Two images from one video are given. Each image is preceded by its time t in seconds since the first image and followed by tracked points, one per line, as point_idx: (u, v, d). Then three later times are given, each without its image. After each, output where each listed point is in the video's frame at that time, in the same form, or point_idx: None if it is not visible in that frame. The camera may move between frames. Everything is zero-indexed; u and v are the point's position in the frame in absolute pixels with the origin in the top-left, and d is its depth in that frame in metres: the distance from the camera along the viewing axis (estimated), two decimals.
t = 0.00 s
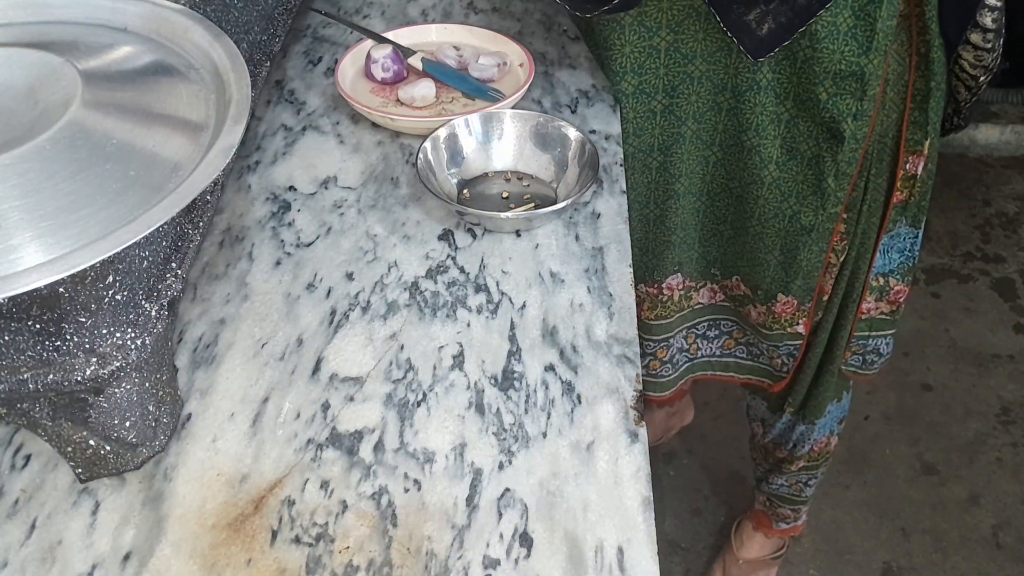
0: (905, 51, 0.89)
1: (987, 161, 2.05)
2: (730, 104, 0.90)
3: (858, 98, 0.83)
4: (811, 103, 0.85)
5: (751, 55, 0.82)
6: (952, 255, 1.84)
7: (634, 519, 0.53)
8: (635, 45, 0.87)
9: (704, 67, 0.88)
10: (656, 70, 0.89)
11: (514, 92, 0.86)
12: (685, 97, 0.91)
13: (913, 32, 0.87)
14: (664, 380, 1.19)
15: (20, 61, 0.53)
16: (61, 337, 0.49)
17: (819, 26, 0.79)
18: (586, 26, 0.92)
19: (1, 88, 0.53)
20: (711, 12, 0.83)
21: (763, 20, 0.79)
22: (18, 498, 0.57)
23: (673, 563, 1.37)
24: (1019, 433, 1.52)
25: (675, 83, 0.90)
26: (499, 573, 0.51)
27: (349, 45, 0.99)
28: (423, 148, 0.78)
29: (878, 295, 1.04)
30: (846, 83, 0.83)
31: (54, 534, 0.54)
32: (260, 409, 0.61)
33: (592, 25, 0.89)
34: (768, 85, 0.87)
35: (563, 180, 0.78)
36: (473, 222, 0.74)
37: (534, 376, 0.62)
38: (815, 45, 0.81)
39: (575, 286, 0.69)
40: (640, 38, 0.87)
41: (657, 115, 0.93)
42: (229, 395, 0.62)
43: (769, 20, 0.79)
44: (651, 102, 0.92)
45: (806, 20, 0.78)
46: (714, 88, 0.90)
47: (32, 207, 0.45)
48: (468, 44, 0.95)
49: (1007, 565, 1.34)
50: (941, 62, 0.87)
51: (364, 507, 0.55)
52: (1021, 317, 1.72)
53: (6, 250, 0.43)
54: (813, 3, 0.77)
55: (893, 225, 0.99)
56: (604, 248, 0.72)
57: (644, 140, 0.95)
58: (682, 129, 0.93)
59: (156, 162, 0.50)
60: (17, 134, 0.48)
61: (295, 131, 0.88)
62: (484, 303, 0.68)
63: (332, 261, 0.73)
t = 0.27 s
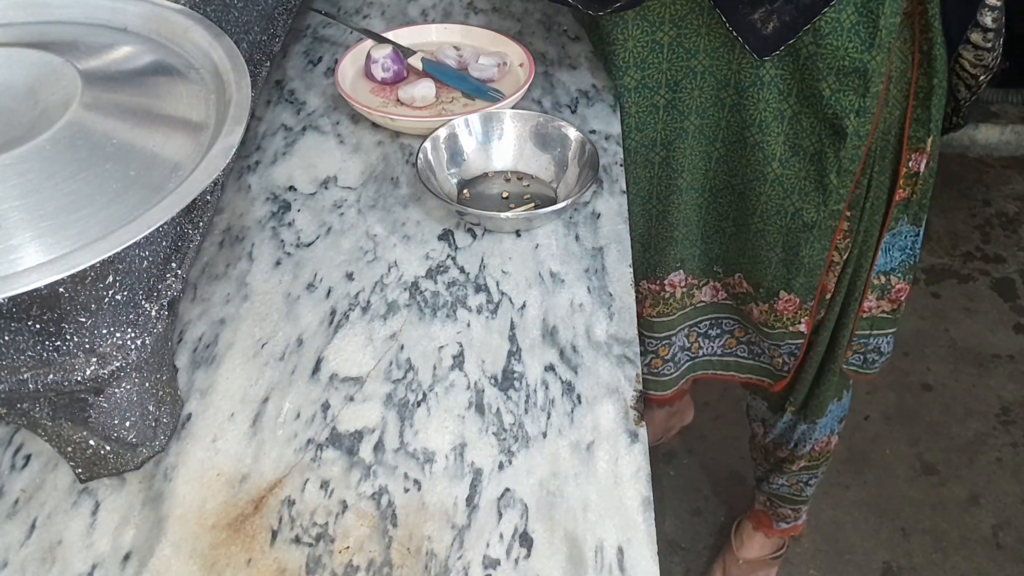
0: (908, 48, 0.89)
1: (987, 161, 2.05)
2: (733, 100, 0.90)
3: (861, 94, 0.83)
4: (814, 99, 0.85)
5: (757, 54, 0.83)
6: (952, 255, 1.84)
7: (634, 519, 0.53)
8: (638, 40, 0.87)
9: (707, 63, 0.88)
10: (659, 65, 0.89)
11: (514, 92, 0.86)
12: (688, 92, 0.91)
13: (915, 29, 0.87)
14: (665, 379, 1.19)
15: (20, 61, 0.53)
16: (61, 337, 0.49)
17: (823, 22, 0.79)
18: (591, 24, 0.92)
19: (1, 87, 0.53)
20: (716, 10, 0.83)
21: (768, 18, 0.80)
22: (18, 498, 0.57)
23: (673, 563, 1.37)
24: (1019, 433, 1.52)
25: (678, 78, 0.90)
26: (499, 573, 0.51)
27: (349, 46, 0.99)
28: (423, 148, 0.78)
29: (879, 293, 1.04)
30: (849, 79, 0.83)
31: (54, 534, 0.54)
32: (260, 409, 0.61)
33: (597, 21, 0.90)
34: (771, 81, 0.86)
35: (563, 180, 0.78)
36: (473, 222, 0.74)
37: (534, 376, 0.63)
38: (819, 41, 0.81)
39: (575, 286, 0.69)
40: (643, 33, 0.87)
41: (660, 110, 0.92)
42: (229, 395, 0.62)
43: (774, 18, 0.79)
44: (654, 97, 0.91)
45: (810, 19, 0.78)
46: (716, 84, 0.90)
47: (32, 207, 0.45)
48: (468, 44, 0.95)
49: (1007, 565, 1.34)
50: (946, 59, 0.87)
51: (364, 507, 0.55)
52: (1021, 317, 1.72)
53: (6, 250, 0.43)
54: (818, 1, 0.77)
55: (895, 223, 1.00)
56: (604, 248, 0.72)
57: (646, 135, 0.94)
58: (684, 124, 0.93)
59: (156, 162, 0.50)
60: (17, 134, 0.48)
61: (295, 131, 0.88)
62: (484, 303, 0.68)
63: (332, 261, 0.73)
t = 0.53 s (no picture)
0: (906, 48, 0.89)
1: (987, 161, 2.05)
2: (731, 99, 0.90)
3: (858, 94, 0.83)
4: (812, 99, 0.85)
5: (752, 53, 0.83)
6: (952, 255, 1.84)
7: (634, 519, 0.53)
8: (636, 39, 0.87)
9: (705, 61, 0.88)
10: (657, 64, 0.89)
11: (514, 92, 0.86)
12: (686, 91, 0.91)
13: (914, 29, 0.87)
14: (664, 378, 1.19)
15: (20, 61, 0.53)
16: (61, 337, 0.49)
17: (821, 21, 0.80)
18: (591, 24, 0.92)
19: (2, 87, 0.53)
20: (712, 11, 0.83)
21: (763, 19, 0.80)
22: (17, 498, 0.57)
23: (673, 563, 1.37)
24: (1019, 433, 1.52)
25: (676, 77, 0.90)
26: (500, 573, 0.51)
27: (349, 46, 0.99)
28: (423, 148, 0.78)
29: (879, 293, 1.04)
30: (847, 79, 0.83)
31: (54, 534, 0.54)
32: (260, 409, 0.61)
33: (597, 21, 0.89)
34: (769, 81, 0.86)
35: (563, 180, 0.78)
36: (473, 222, 0.74)
37: (534, 376, 0.62)
38: (816, 40, 0.81)
39: (575, 286, 0.69)
40: (641, 31, 0.87)
41: (658, 108, 0.93)
42: (229, 395, 0.62)
43: (771, 18, 0.80)
44: (652, 96, 0.92)
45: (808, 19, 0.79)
46: (714, 83, 0.90)
47: (32, 207, 0.45)
48: (468, 44, 0.95)
49: (1007, 565, 1.34)
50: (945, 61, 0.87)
51: (364, 507, 0.55)
52: (1021, 317, 1.72)
53: (6, 249, 0.43)
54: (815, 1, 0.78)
55: (895, 223, 1.00)
56: (604, 248, 0.72)
57: (645, 134, 0.95)
58: (683, 123, 0.93)
59: (156, 162, 0.50)
60: (17, 134, 0.48)
61: (295, 131, 0.88)
62: (484, 303, 0.68)
63: (332, 261, 0.73)
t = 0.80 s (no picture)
0: (906, 49, 0.89)
1: (987, 161, 2.05)
2: (732, 100, 0.90)
3: (859, 95, 0.84)
4: (813, 100, 0.85)
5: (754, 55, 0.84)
6: (952, 255, 1.84)
7: (634, 519, 0.53)
8: (637, 39, 0.87)
9: (706, 62, 0.88)
10: (658, 64, 0.89)
11: (514, 92, 0.86)
12: (687, 91, 0.91)
13: (914, 30, 0.87)
14: (664, 378, 1.19)
15: (20, 61, 0.53)
16: (61, 337, 0.49)
17: (822, 22, 0.79)
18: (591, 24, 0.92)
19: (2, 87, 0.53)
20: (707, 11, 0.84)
21: (767, 19, 0.80)
22: (17, 498, 0.57)
23: (673, 563, 1.37)
24: (1019, 433, 1.52)
25: (677, 77, 0.90)
26: (499, 573, 0.51)
27: (349, 46, 0.99)
28: (423, 148, 0.78)
29: (879, 294, 1.04)
30: (848, 80, 0.83)
31: (54, 534, 0.54)
32: (260, 409, 0.61)
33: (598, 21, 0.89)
34: (770, 81, 0.86)
35: (563, 180, 0.78)
36: (473, 222, 0.74)
37: (534, 376, 0.63)
38: (817, 41, 0.81)
39: (575, 286, 0.69)
40: (642, 31, 0.87)
41: (659, 109, 0.92)
42: (230, 395, 0.62)
43: (772, 20, 0.80)
44: (652, 96, 0.91)
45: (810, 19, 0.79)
46: (715, 83, 0.90)
47: (32, 207, 0.45)
48: (468, 44, 0.95)
49: (1007, 565, 1.34)
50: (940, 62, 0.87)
51: (364, 507, 0.55)
52: (1021, 317, 1.72)
53: (6, 250, 0.43)
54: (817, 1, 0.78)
55: (895, 224, 1.00)
56: (604, 248, 0.72)
57: (646, 134, 0.94)
58: (683, 124, 0.93)
59: (156, 162, 0.50)
60: (17, 134, 0.48)
61: (295, 131, 0.88)
62: (484, 303, 0.68)
63: (332, 261, 0.73)
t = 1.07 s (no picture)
0: (910, 48, 0.88)
1: (987, 161, 2.05)
2: (737, 100, 0.90)
3: (865, 95, 0.84)
4: (818, 101, 0.85)
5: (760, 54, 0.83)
6: (952, 255, 1.84)
7: (634, 519, 0.53)
8: (643, 38, 0.87)
9: (712, 62, 0.88)
10: (664, 64, 0.89)
11: (514, 92, 0.86)
12: (693, 91, 0.90)
13: (918, 30, 0.87)
14: (668, 380, 1.19)
15: (20, 61, 0.53)
16: (61, 337, 0.49)
17: (829, 22, 0.80)
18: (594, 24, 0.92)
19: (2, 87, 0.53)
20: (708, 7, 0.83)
21: (773, 20, 0.80)
22: (17, 498, 0.57)
23: (673, 563, 1.37)
24: (1019, 433, 1.52)
25: (684, 77, 0.90)
26: (500, 573, 0.51)
27: (349, 46, 1.00)
28: (423, 148, 0.78)
29: (880, 293, 1.04)
30: (854, 80, 0.83)
31: (54, 534, 0.54)
32: (260, 409, 0.61)
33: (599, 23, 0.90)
34: (775, 81, 0.86)
35: (563, 180, 0.78)
36: (473, 222, 0.74)
37: (534, 376, 0.63)
38: (824, 41, 0.81)
39: (575, 286, 0.69)
40: (648, 31, 0.86)
41: (665, 108, 0.92)
42: (229, 396, 0.62)
43: (779, 21, 0.79)
44: (658, 96, 0.91)
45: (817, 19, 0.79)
46: (721, 83, 0.89)
47: (32, 207, 0.45)
48: (468, 44, 0.95)
49: (1007, 565, 1.34)
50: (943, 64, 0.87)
51: (364, 507, 0.55)
52: (1022, 317, 1.72)
53: (6, 250, 0.43)
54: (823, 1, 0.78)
55: (897, 223, 1.00)
56: (604, 248, 0.72)
57: (651, 134, 0.94)
58: (689, 124, 0.93)
59: (155, 162, 0.50)
60: (17, 134, 0.48)
61: (295, 131, 0.88)
62: (484, 303, 0.68)
63: (332, 261, 0.73)
